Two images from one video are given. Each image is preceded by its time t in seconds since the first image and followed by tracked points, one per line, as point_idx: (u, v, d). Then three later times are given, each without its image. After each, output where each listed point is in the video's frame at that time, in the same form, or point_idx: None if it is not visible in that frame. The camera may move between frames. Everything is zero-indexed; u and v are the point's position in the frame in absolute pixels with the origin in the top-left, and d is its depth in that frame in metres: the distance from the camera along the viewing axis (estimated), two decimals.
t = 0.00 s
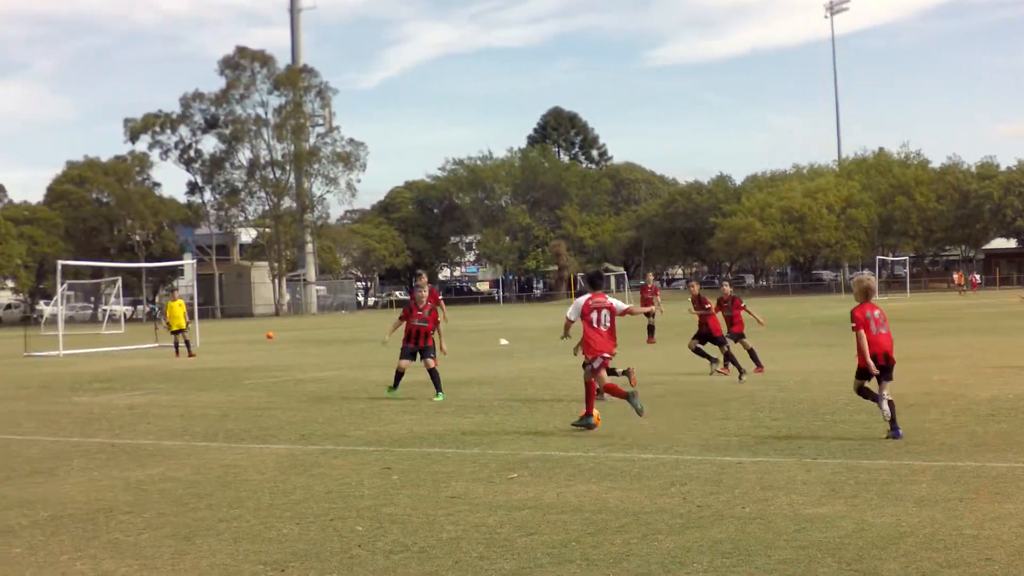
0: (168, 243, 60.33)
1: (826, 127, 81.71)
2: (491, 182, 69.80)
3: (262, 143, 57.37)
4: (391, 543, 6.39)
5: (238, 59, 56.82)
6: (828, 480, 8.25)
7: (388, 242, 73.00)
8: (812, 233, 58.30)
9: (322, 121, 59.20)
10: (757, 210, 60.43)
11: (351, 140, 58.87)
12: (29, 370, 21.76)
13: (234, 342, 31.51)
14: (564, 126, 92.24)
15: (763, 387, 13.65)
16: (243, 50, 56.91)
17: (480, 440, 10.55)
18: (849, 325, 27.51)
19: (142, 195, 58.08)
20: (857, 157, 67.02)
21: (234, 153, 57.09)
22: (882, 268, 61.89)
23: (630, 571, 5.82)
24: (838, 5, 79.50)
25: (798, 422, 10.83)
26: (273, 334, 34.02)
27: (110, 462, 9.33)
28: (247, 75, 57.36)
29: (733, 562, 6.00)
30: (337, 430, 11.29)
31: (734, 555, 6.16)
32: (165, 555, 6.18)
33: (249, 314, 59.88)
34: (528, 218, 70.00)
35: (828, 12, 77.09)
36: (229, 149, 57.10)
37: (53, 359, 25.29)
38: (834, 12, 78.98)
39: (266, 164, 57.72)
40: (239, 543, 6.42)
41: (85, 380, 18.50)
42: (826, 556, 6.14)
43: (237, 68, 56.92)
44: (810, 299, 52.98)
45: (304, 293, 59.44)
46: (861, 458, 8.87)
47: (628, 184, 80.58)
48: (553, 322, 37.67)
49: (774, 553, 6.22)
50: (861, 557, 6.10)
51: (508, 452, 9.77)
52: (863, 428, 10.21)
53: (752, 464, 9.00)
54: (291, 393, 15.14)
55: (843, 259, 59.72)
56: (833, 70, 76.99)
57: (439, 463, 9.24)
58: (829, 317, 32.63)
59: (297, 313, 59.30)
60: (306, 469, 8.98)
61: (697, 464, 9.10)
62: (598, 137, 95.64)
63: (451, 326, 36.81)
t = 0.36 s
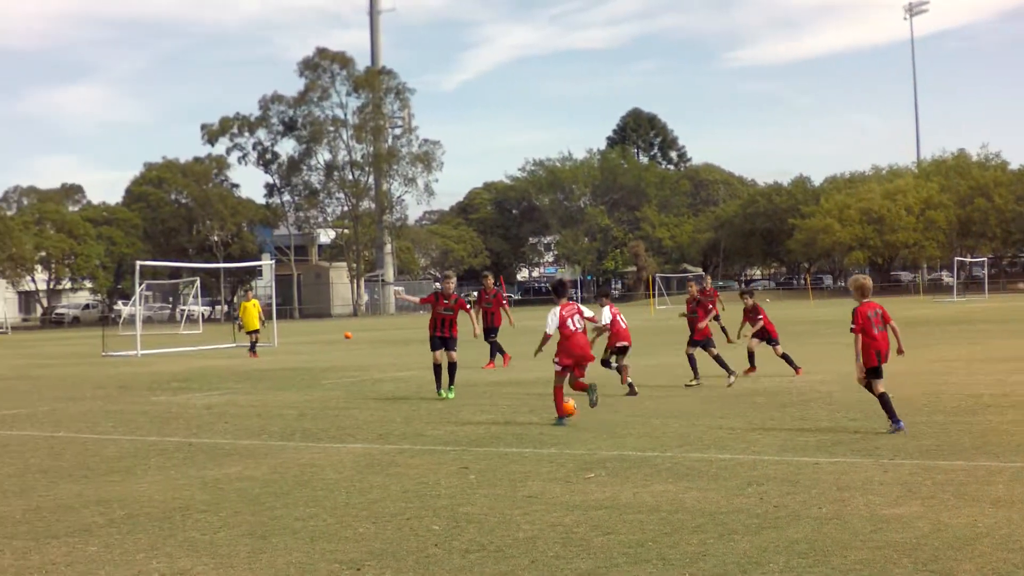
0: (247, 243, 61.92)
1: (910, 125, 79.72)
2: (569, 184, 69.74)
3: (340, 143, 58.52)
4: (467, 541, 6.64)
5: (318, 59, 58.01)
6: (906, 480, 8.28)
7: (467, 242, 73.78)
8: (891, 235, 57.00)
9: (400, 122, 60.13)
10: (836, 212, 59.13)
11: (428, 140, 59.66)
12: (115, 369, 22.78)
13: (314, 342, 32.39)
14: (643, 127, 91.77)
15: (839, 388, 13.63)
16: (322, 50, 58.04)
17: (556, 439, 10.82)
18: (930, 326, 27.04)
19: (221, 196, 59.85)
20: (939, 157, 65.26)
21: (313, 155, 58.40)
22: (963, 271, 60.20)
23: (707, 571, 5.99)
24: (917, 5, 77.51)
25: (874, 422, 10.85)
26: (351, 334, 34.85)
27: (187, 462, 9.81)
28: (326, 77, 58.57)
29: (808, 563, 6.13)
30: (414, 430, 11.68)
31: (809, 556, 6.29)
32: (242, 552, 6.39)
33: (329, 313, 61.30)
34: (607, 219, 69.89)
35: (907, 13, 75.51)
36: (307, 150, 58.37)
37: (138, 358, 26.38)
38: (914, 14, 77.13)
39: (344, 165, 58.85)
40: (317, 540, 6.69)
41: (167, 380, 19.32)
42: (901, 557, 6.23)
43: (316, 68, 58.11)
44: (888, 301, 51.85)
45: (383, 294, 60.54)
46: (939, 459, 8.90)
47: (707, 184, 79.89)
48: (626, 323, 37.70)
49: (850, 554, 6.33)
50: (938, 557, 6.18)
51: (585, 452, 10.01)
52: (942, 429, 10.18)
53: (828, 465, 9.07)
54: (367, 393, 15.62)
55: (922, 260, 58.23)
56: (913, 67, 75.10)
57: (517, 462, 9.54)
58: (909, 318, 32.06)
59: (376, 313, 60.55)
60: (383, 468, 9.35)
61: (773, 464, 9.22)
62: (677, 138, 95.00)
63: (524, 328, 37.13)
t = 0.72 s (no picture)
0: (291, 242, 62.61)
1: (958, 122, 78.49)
2: (613, 183, 69.62)
3: (384, 142, 59.02)
4: (511, 541, 6.80)
5: (363, 57, 58.51)
6: (952, 480, 8.27)
7: (512, 242, 73.91)
8: (935, 234, 56.13)
9: (444, 121, 60.48)
10: (880, 210, 58.36)
11: (472, 139, 59.95)
12: (161, 369, 23.30)
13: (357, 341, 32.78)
14: (687, 126, 91.24)
15: (884, 388, 13.54)
16: (367, 49, 58.52)
17: (599, 439, 10.93)
18: (977, 326, 26.66)
19: (264, 196, 60.75)
20: (987, 155, 64.04)
21: (357, 154, 59.00)
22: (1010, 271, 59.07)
23: (753, 570, 6.07)
24: (959, 4, 76.42)
25: (919, 422, 10.81)
26: (394, 335, 35.23)
27: (230, 461, 10.09)
28: (371, 75, 59.11)
29: (853, 563, 6.19)
30: (457, 430, 11.85)
31: (853, 556, 6.35)
32: (286, 552, 6.60)
33: (373, 313, 61.94)
34: (652, 217, 69.62)
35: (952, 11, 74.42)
36: (352, 149, 58.94)
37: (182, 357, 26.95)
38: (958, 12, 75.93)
39: (388, 164, 59.36)
40: (363, 540, 6.88)
41: (211, 379, 19.75)
42: (946, 557, 6.26)
43: (362, 67, 58.61)
44: (931, 300, 51.11)
45: (426, 293, 61.03)
46: (985, 460, 8.87)
47: (751, 183, 79.25)
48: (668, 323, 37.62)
49: (894, 554, 6.37)
50: (982, 559, 6.21)
51: (629, 452, 10.11)
52: (989, 429, 10.13)
53: (873, 464, 9.08)
54: (409, 393, 15.84)
55: (966, 258, 57.29)
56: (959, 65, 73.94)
57: (562, 462, 9.67)
58: (957, 317, 31.61)
59: (420, 312, 61.30)
60: (427, 468, 9.53)
61: (818, 464, 9.24)
62: (722, 137, 94.39)
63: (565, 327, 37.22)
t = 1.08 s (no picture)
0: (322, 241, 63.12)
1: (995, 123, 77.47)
2: (645, 183, 69.52)
3: (416, 142, 59.37)
4: (542, 541, 6.94)
5: (397, 57, 58.81)
6: (983, 482, 8.29)
7: (544, 242, 73.97)
8: (967, 235, 55.51)
9: (478, 121, 60.72)
10: (912, 212, 57.74)
11: (505, 140, 60.13)
12: (194, 367, 23.68)
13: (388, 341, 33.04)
14: (720, 126, 90.81)
15: (916, 389, 13.51)
16: (402, 48, 58.82)
17: (630, 440, 11.03)
18: (1012, 327, 26.42)
19: (296, 195, 61.37)
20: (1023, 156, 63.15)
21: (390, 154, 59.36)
22: None
23: (782, 571, 6.15)
24: (993, 4, 75.56)
25: (951, 423, 10.82)
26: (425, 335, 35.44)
27: (261, 460, 10.32)
28: (405, 75, 59.40)
29: (882, 564, 6.26)
30: (487, 430, 11.99)
31: (882, 557, 6.41)
32: (318, 552, 6.78)
33: (405, 312, 62.36)
34: (684, 218, 69.48)
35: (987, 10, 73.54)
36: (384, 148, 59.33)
37: (214, 357, 27.34)
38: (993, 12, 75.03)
39: (420, 164, 59.73)
40: (395, 539, 7.05)
41: (242, 378, 20.06)
42: (976, 559, 6.32)
43: (396, 66, 58.92)
44: (962, 302, 50.62)
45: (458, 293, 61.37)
46: (1018, 461, 8.87)
47: (784, 184, 78.78)
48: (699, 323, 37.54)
49: (924, 556, 6.43)
50: (1012, 560, 6.26)
51: (659, 452, 10.20)
52: (1022, 432, 10.10)
53: (905, 466, 9.11)
54: (439, 393, 16.01)
55: (999, 260, 56.57)
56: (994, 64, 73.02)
57: (593, 462, 9.78)
58: (992, 318, 31.30)
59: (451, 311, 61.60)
60: (458, 468, 9.69)
61: (849, 464, 9.29)
62: (755, 138, 93.89)
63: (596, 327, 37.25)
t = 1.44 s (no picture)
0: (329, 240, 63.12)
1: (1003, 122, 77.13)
2: (653, 183, 69.44)
3: (425, 141, 59.38)
4: (550, 540, 6.94)
5: (406, 56, 58.81)
6: (991, 481, 8.27)
7: (552, 242, 73.94)
8: (974, 236, 55.32)
9: (486, 121, 60.67)
10: (919, 211, 57.54)
11: (513, 139, 60.07)
12: (201, 366, 23.75)
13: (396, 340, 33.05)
14: (729, 126, 90.65)
15: (924, 389, 13.46)
16: (411, 47, 58.81)
17: (638, 439, 11.02)
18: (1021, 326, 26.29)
19: (302, 195, 61.47)
20: None
21: (398, 153, 59.48)
22: None
23: (790, 570, 6.15)
24: (1000, 3, 75.33)
25: (959, 422, 10.78)
26: (432, 334, 35.43)
27: (268, 460, 10.35)
28: (414, 74, 59.45)
29: (891, 564, 6.25)
30: (495, 429, 11.98)
31: (891, 556, 6.41)
32: (324, 551, 6.79)
33: (413, 311, 62.37)
34: (691, 218, 69.36)
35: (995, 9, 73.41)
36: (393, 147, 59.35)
37: (223, 356, 27.39)
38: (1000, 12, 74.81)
39: (428, 163, 59.75)
40: (402, 539, 7.07)
41: (248, 378, 20.09)
42: (983, 558, 6.30)
43: (405, 65, 58.90)
44: (970, 301, 50.39)
45: (465, 293, 61.40)
46: None
47: (792, 184, 78.59)
48: (706, 323, 37.50)
49: (932, 555, 6.40)
50: (1019, 560, 6.25)
51: (667, 452, 10.18)
52: None
53: (913, 465, 9.10)
54: (447, 392, 16.01)
55: (1006, 259, 56.36)
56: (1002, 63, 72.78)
57: (600, 462, 9.78)
58: (1002, 317, 31.17)
59: (459, 311, 61.58)
60: (465, 467, 9.70)
61: (857, 464, 9.27)
62: (763, 137, 93.75)
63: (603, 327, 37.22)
